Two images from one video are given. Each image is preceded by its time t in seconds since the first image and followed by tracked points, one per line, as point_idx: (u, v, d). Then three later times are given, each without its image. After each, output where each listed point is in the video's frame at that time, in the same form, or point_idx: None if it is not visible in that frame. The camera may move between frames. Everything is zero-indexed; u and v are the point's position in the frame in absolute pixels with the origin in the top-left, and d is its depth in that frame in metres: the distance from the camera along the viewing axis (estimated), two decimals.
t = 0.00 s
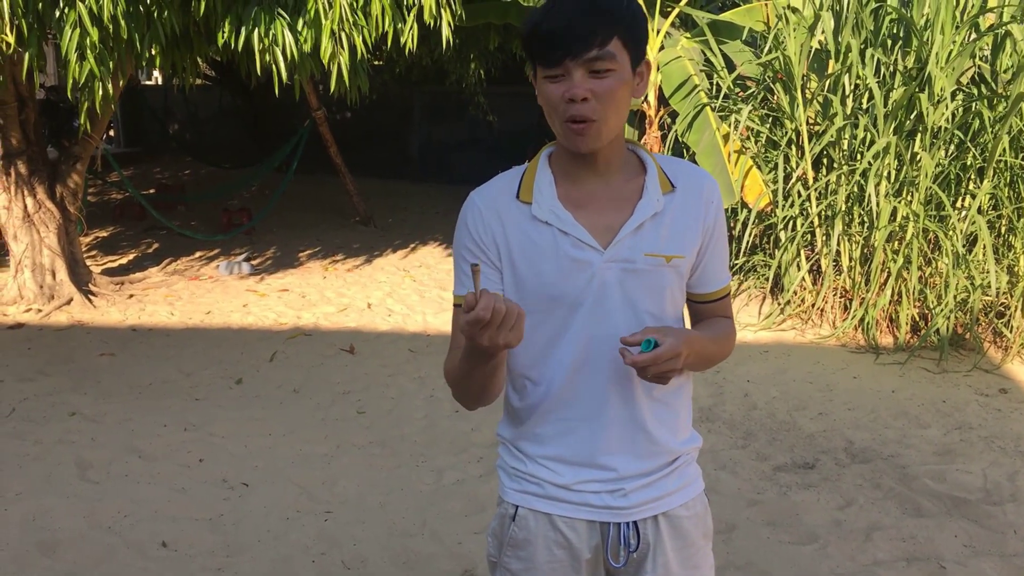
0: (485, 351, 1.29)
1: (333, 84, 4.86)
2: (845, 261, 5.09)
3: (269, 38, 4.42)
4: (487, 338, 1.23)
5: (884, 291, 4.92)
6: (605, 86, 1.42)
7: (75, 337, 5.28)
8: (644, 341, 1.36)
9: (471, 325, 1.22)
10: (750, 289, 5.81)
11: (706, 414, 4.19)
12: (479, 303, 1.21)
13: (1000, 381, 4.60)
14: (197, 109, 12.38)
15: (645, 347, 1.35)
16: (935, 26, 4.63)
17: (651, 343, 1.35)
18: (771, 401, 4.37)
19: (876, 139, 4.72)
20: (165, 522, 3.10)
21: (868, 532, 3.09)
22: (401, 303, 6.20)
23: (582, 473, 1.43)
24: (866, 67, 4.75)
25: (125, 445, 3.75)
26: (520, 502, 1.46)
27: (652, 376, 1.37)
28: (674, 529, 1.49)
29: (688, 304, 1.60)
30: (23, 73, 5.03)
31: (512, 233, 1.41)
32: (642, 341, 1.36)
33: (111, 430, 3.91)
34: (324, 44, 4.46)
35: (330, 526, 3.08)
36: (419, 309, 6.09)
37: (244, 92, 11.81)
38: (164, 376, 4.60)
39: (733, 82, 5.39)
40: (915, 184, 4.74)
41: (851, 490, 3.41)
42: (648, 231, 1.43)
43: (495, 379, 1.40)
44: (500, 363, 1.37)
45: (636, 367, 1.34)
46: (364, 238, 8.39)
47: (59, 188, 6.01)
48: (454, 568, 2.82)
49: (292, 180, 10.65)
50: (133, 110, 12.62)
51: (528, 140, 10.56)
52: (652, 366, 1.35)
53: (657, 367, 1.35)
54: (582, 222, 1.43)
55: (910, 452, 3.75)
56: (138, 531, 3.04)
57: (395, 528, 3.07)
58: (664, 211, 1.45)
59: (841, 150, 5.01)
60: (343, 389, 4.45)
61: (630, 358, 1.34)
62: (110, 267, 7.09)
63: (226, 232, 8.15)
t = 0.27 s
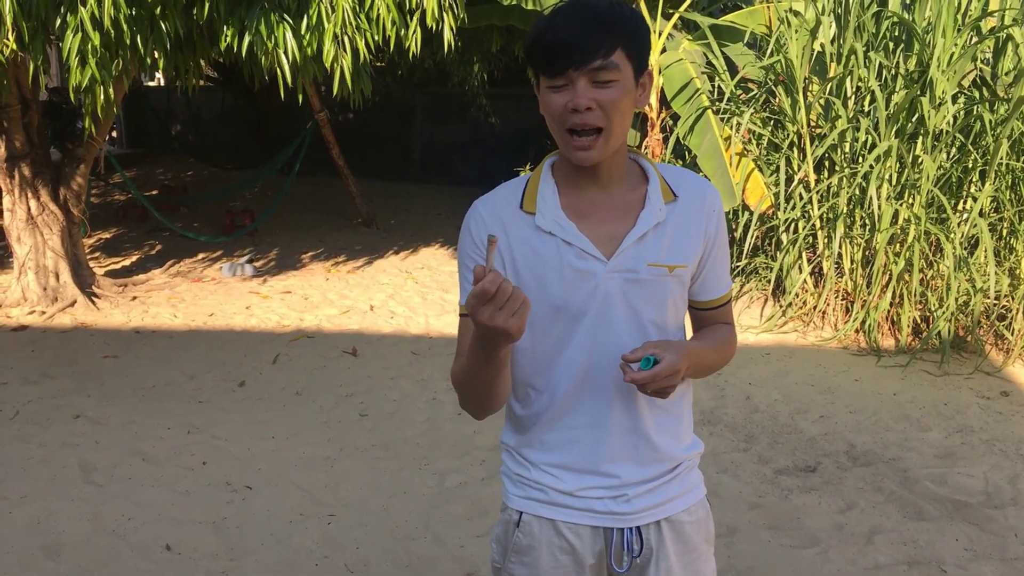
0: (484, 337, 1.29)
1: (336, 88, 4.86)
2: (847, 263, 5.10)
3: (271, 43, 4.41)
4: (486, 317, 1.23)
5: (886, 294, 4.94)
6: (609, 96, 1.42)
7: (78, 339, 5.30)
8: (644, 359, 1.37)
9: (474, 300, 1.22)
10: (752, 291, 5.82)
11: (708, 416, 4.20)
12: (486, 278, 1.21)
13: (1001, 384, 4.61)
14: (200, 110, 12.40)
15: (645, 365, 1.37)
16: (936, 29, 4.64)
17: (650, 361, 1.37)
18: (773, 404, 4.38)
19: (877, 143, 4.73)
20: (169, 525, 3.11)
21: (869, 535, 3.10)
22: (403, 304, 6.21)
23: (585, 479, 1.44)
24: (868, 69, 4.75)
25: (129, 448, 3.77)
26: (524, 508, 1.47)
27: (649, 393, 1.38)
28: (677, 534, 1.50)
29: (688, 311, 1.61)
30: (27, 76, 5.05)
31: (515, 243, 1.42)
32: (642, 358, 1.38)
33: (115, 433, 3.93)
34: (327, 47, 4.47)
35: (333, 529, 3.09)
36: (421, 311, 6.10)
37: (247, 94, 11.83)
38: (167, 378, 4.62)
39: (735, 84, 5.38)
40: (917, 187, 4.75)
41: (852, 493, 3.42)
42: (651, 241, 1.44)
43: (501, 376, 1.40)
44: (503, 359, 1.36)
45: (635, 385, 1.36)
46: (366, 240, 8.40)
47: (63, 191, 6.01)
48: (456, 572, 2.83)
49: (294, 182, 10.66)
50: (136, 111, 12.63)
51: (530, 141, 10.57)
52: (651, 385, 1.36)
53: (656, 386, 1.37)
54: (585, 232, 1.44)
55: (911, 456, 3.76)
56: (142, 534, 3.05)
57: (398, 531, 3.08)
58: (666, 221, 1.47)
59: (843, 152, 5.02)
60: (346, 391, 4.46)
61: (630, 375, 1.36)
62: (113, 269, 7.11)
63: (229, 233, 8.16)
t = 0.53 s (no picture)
0: (544, 357, 1.34)
1: (339, 89, 4.87)
2: (850, 264, 5.10)
3: (276, 45, 4.42)
4: (582, 355, 1.30)
5: (888, 295, 4.94)
6: (620, 95, 1.44)
7: (81, 339, 5.31)
8: (669, 367, 1.40)
9: (597, 343, 1.30)
10: (754, 291, 5.81)
11: (711, 417, 4.20)
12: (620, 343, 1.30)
13: (1004, 385, 4.61)
14: (202, 110, 12.41)
15: (670, 373, 1.40)
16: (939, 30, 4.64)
17: (676, 371, 1.40)
18: (775, 405, 4.38)
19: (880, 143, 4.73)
20: (173, 526, 3.12)
21: (872, 537, 3.10)
22: (406, 305, 6.22)
23: (591, 483, 1.45)
24: (871, 70, 4.75)
25: (133, 448, 3.78)
26: (530, 512, 1.47)
27: (671, 402, 1.41)
28: (682, 537, 1.51)
29: (690, 314, 1.62)
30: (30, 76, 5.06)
31: (515, 252, 1.43)
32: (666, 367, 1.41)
33: (118, 433, 3.94)
34: (332, 49, 4.47)
35: (336, 530, 3.10)
36: (424, 312, 6.11)
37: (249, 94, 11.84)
38: (171, 379, 4.63)
39: (737, 85, 5.38)
40: (919, 188, 4.75)
41: (855, 495, 3.42)
42: (653, 248, 1.45)
43: (502, 403, 1.43)
44: (521, 398, 1.41)
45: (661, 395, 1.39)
46: (369, 240, 8.41)
47: (66, 192, 6.02)
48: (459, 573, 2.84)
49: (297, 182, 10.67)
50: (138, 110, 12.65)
51: (532, 142, 10.58)
52: (675, 396, 1.40)
53: (680, 396, 1.40)
54: (586, 240, 1.45)
55: (914, 457, 3.76)
56: (146, 535, 3.06)
57: (402, 532, 3.09)
58: (667, 227, 1.48)
59: (845, 153, 5.01)
60: (349, 392, 4.47)
61: (657, 385, 1.38)
62: (116, 269, 7.12)
63: (232, 234, 8.17)
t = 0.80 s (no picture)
0: (548, 371, 1.38)
1: (342, 88, 4.85)
2: (853, 263, 5.09)
3: (280, 44, 4.40)
4: (586, 376, 1.34)
5: (891, 294, 4.94)
6: (618, 98, 1.44)
7: (84, 339, 5.31)
8: (665, 358, 1.40)
9: (603, 369, 1.34)
10: (757, 291, 5.80)
11: (713, 417, 4.20)
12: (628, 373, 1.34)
13: (1007, 385, 4.60)
14: (205, 109, 12.41)
15: (666, 363, 1.39)
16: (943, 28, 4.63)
17: (672, 361, 1.39)
18: (778, 404, 4.37)
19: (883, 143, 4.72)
20: (175, 526, 3.12)
21: (874, 537, 3.09)
22: (408, 304, 6.22)
23: (595, 487, 1.44)
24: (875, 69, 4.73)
25: (135, 448, 3.78)
26: (533, 516, 1.47)
27: (669, 395, 1.40)
28: (686, 541, 1.50)
29: (693, 314, 1.62)
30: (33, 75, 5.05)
31: (515, 255, 1.44)
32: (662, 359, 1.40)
33: (120, 433, 3.94)
34: (335, 48, 4.45)
35: (338, 530, 3.10)
36: (426, 311, 6.11)
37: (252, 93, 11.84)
38: (173, 378, 4.63)
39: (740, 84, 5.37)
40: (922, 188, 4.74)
41: (857, 495, 3.41)
42: (653, 248, 1.45)
43: (500, 410, 1.47)
44: (521, 409, 1.45)
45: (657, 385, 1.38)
46: (371, 239, 8.41)
47: (69, 191, 6.02)
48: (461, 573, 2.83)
49: (299, 180, 10.68)
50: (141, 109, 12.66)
51: (534, 141, 10.57)
52: (672, 386, 1.39)
53: (678, 387, 1.39)
54: (586, 242, 1.45)
55: (917, 457, 3.76)
56: (148, 535, 3.06)
57: (403, 532, 3.09)
58: (668, 227, 1.48)
59: (849, 152, 5.01)
60: (351, 392, 4.47)
61: (652, 376, 1.38)
62: (119, 268, 7.12)
63: (234, 233, 8.18)
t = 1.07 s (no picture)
0: (557, 373, 1.36)
1: (342, 86, 4.81)
2: (855, 263, 5.06)
3: (279, 42, 4.36)
4: (594, 373, 1.31)
5: (894, 294, 4.91)
6: (619, 98, 1.43)
7: (83, 338, 5.29)
8: (668, 356, 1.36)
9: (605, 359, 1.31)
10: (759, 290, 5.77)
11: (715, 418, 4.17)
12: (635, 361, 1.31)
13: (1010, 386, 4.57)
14: (206, 107, 12.39)
15: (668, 361, 1.35)
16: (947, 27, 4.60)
17: (675, 360, 1.35)
18: (780, 405, 4.34)
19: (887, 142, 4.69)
20: (172, 527, 3.10)
21: (878, 540, 3.07)
22: (408, 303, 6.20)
23: (598, 491, 1.42)
24: (878, 67, 4.70)
25: (133, 448, 3.76)
26: (535, 521, 1.44)
27: (666, 394, 1.36)
28: (690, 546, 1.48)
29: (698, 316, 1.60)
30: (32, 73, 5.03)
31: (515, 257, 1.43)
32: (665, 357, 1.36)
33: (119, 433, 3.92)
34: (334, 46, 4.41)
35: (337, 532, 3.08)
36: (427, 310, 6.08)
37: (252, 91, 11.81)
38: (172, 377, 4.60)
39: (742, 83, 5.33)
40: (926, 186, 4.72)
41: (860, 497, 3.39)
42: (655, 249, 1.44)
43: (517, 416, 1.45)
44: (537, 411, 1.43)
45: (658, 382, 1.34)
46: (372, 238, 8.38)
47: (68, 189, 6.00)
48: None
49: (300, 179, 10.65)
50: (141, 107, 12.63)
51: (536, 139, 10.55)
52: (673, 384, 1.35)
53: (679, 386, 1.35)
54: (587, 242, 1.44)
55: (920, 458, 3.73)
56: (145, 536, 3.04)
57: (402, 533, 3.07)
58: (671, 226, 1.46)
59: (851, 151, 4.98)
60: (351, 391, 4.44)
61: (654, 372, 1.34)
62: (119, 267, 7.11)
63: (234, 231, 8.16)
